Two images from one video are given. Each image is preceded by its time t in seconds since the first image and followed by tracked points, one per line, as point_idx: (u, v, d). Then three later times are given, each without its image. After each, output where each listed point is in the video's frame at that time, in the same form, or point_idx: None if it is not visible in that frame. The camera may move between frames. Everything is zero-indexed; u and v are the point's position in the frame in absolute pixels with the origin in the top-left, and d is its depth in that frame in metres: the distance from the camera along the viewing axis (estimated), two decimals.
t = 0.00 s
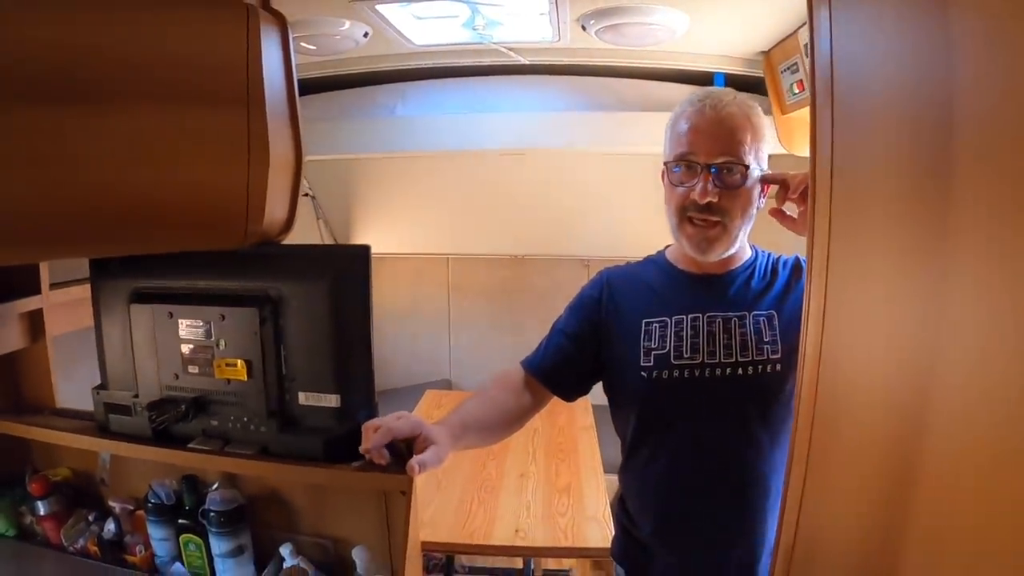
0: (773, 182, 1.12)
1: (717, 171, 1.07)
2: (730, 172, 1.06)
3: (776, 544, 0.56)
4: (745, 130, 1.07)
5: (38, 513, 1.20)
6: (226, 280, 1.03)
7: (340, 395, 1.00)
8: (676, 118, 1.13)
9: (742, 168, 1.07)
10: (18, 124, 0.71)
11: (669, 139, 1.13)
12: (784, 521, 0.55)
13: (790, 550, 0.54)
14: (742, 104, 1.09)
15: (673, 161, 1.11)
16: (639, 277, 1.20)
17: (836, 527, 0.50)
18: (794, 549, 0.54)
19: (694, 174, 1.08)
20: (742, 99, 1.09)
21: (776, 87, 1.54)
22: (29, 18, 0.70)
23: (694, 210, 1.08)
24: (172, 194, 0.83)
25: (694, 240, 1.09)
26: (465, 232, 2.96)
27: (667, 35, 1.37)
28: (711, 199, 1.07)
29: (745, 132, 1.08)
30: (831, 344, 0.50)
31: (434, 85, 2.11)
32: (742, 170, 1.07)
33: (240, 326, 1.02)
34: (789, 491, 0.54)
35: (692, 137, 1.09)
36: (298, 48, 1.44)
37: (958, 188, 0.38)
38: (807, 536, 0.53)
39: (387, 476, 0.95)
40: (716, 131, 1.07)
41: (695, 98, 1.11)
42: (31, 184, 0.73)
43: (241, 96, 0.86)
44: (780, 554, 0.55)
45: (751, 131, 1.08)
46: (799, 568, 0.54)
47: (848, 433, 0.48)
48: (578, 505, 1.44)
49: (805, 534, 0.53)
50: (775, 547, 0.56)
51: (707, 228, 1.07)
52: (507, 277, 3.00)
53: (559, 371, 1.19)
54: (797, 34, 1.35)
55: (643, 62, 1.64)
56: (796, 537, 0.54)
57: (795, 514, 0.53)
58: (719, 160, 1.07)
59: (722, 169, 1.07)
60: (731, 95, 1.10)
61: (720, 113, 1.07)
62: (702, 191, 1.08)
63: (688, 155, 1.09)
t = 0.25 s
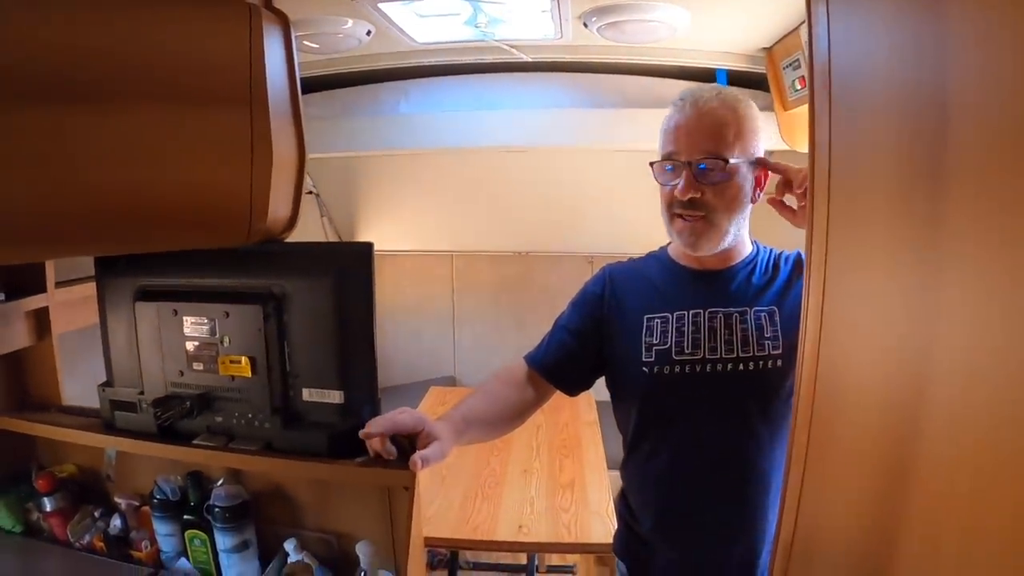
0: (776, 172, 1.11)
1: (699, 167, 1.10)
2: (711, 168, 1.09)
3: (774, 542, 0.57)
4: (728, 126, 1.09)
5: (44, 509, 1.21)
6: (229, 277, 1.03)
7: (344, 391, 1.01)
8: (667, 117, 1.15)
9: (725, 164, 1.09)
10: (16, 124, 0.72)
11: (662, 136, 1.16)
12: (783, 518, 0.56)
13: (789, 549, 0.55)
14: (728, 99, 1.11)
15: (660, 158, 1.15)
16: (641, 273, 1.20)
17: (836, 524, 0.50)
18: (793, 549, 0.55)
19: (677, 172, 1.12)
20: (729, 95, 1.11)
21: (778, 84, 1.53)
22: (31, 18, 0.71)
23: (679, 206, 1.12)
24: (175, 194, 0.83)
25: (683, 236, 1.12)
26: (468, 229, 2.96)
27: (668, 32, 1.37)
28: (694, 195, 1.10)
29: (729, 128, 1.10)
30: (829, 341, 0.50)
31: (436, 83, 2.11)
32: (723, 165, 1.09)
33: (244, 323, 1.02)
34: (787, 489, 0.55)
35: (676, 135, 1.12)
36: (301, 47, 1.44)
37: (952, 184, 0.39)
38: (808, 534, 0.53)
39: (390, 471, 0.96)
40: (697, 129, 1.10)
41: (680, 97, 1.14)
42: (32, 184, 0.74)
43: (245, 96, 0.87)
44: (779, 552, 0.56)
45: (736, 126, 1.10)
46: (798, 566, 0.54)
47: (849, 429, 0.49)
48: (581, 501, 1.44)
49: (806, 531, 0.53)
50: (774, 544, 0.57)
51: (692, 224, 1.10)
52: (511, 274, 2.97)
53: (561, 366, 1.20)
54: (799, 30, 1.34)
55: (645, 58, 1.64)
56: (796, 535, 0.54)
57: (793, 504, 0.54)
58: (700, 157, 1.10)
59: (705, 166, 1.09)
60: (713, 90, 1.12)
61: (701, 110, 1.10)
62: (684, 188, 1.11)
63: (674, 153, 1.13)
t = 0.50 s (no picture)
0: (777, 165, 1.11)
1: (686, 165, 1.11)
2: (697, 165, 1.10)
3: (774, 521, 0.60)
4: (715, 123, 1.10)
5: (50, 503, 1.23)
6: (232, 272, 1.04)
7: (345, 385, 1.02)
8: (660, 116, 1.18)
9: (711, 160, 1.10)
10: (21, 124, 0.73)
11: (654, 134, 1.17)
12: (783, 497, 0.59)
13: (787, 525, 0.59)
14: (714, 95, 1.11)
15: (652, 157, 1.16)
16: (639, 267, 1.21)
17: (829, 503, 0.53)
18: (791, 526, 0.58)
19: (666, 170, 1.13)
20: (714, 90, 1.12)
21: (779, 81, 1.52)
22: (34, 17, 0.72)
23: (669, 203, 1.13)
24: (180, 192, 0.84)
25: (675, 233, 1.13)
26: (470, 226, 2.97)
27: (668, 28, 1.38)
28: (682, 192, 1.11)
29: (716, 124, 1.11)
30: (825, 329, 0.53)
31: (438, 80, 2.12)
32: (708, 161, 1.10)
33: (246, 318, 1.03)
34: (785, 466, 0.59)
35: (665, 134, 1.14)
36: (302, 44, 1.45)
37: (940, 176, 0.41)
38: (804, 511, 0.57)
39: (390, 463, 0.97)
40: (684, 127, 1.12)
41: (668, 97, 1.16)
42: (37, 183, 0.75)
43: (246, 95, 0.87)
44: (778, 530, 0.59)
45: (722, 122, 1.11)
46: (796, 542, 0.58)
47: (843, 413, 0.52)
48: (583, 496, 1.45)
49: (803, 509, 0.57)
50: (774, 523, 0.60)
51: (681, 220, 1.12)
52: (513, 272, 3.02)
53: (562, 359, 1.21)
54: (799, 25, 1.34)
55: (646, 55, 1.65)
56: (794, 512, 0.58)
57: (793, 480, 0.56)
58: (687, 155, 1.11)
59: (691, 163, 1.11)
60: (701, 88, 1.13)
61: (686, 108, 1.12)
62: (672, 186, 1.12)
63: (664, 151, 1.15)
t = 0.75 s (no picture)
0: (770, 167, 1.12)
1: (676, 166, 1.12)
2: (686, 167, 1.11)
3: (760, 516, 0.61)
4: (705, 123, 1.11)
5: (46, 499, 1.23)
6: (225, 271, 1.05)
7: (338, 381, 1.03)
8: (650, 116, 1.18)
9: (700, 161, 1.11)
10: (17, 122, 0.73)
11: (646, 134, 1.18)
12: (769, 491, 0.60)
13: (773, 519, 0.59)
14: (702, 94, 1.12)
15: (642, 158, 1.17)
16: (631, 264, 1.22)
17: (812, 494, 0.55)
18: (776, 520, 0.59)
19: (656, 171, 1.14)
20: (701, 89, 1.12)
21: (771, 80, 1.53)
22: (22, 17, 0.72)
23: (660, 204, 1.14)
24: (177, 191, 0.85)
25: (666, 233, 1.15)
26: (467, 225, 2.98)
27: (662, 27, 1.38)
28: (672, 193, 1.13)
29: (704, 124, 1.11)
30: (808, 324, 0.55)
31: (435, 78, 2.14)
32: (696, 161, 1.11)
33: (240, 316, 1.04)
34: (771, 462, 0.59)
35: (655, 135, 1.15)
36: (298, 43, 1.46)
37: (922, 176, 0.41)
38: (789, 506, 0.58)
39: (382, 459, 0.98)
40: (673, 127, 1.12)
41: (657, 97, 1.16)
42: (34, 182, 0.75)
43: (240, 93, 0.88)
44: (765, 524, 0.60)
45: (711, 121, 1.11)
46: (781, 536, 0.59)
47: (826, 404, 0.53)
48: (576, 492, 1.46)
49: (788, 502, 0.58)
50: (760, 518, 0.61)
51: (673, 222, 1.13)
52: (508, 269, 3.09)
53: (555, 353, 1.22)
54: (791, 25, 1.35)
55: (641, 53, 1.65)
56: (779, 507, 0.59)
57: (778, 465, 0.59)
58: (676, 156, 1.12)
59: (680, 164, 1.12)
60: (690, 87, 1.13)
61: (676, 108, 1.12)
62: (662, 187, 1.13)
63: (654, 152, 1.15)
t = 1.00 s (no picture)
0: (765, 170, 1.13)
1: (676, 165, 1.13)
2: (686, 165, 1.12)
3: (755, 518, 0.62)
4: (705, 123, 1.11)
5: (44, 496, 1.24)
6: (224, 268, 1.05)
7: (335, 379, 1.03)
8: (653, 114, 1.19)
9: (700, 160, 1.11)
10: (20, 118, 0.74)
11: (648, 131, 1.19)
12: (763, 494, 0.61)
13: (767, 521, 0.60)
14: (704, 94, 1.12)
15: (643, 156, 1.18)
16: (631, 260, 1.23)
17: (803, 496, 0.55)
18: (770, 522, 0.60)
19: (657, 169, 1.15)
20: (703, 89, 1.12)
21: (769, 81, 1.53)
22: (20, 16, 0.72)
23: (660, 202, 1.15)
24: (177, 189, 0.86)
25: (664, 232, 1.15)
26: (466, 224, 2.99)
27: (659, 28, 1.39)
28: (672, 191, 1.13)
29: (705, 123, 1.12)
30: (802, 326, 0.55)
31: (435, 78, 2.14)
32: (698, 161, 1.11)
33: (238, 314, 1.04)
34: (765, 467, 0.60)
35: (656, 133, 1.15)
36: (297, 42, 1.46)
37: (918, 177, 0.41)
38: (782, 509, 0.58)
39: (379, 457, 0.98)
40: (674, 126, 1.13)
41: (658, 96, 1.17)
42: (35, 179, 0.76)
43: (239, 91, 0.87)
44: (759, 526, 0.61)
45: (712, 121, 1.12)
46: (775, 537, 0.60)
47: (817, 406, 0.54)
48: (573, 491, 1.46)
49: (781, 506, 0.58)
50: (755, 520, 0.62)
51: (672, 220, 1.13)
52: (507, 269, 3.10)
53: (553, 347, 1.22)
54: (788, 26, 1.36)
55: (639, 54, 1.66)
56: (773, 510, 0.60)
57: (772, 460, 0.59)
58: (675, 154, 1.12)
59: (681, 163, 1.12)
60: (692, 87, 1.14)
61: (676, 107, 1.13)
62: (661, 185, 1.14)
63: (654, 151, 1.16)
